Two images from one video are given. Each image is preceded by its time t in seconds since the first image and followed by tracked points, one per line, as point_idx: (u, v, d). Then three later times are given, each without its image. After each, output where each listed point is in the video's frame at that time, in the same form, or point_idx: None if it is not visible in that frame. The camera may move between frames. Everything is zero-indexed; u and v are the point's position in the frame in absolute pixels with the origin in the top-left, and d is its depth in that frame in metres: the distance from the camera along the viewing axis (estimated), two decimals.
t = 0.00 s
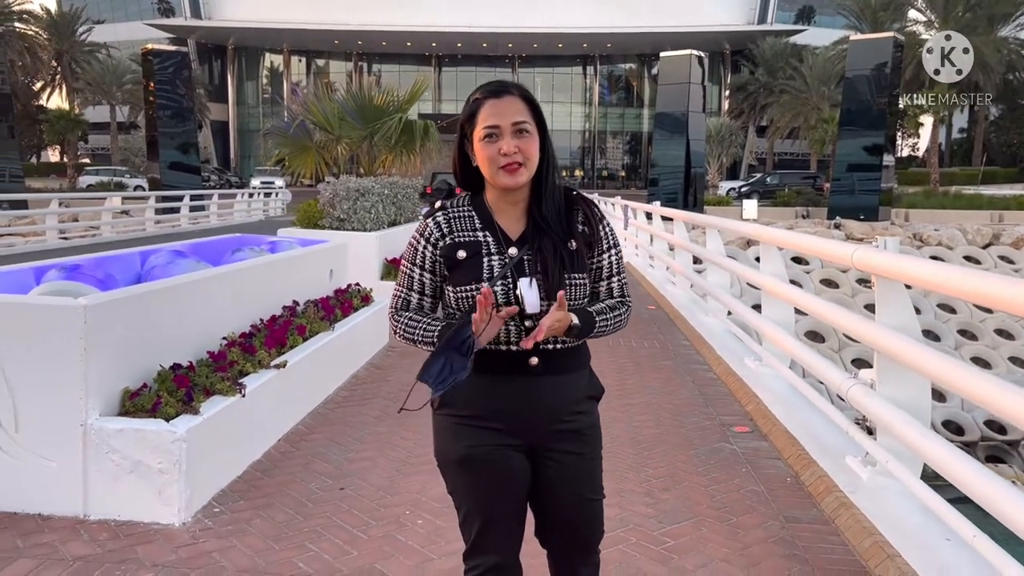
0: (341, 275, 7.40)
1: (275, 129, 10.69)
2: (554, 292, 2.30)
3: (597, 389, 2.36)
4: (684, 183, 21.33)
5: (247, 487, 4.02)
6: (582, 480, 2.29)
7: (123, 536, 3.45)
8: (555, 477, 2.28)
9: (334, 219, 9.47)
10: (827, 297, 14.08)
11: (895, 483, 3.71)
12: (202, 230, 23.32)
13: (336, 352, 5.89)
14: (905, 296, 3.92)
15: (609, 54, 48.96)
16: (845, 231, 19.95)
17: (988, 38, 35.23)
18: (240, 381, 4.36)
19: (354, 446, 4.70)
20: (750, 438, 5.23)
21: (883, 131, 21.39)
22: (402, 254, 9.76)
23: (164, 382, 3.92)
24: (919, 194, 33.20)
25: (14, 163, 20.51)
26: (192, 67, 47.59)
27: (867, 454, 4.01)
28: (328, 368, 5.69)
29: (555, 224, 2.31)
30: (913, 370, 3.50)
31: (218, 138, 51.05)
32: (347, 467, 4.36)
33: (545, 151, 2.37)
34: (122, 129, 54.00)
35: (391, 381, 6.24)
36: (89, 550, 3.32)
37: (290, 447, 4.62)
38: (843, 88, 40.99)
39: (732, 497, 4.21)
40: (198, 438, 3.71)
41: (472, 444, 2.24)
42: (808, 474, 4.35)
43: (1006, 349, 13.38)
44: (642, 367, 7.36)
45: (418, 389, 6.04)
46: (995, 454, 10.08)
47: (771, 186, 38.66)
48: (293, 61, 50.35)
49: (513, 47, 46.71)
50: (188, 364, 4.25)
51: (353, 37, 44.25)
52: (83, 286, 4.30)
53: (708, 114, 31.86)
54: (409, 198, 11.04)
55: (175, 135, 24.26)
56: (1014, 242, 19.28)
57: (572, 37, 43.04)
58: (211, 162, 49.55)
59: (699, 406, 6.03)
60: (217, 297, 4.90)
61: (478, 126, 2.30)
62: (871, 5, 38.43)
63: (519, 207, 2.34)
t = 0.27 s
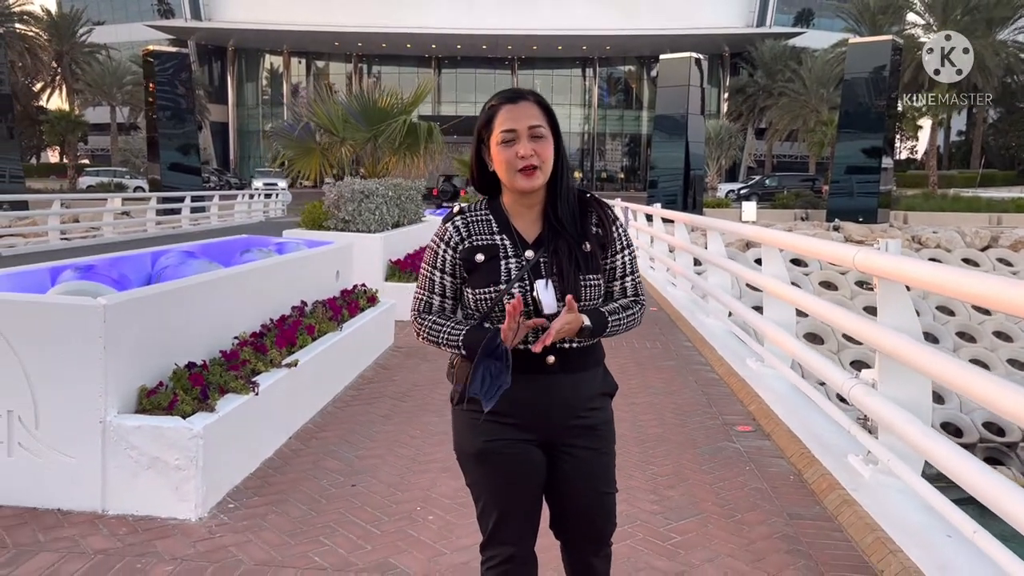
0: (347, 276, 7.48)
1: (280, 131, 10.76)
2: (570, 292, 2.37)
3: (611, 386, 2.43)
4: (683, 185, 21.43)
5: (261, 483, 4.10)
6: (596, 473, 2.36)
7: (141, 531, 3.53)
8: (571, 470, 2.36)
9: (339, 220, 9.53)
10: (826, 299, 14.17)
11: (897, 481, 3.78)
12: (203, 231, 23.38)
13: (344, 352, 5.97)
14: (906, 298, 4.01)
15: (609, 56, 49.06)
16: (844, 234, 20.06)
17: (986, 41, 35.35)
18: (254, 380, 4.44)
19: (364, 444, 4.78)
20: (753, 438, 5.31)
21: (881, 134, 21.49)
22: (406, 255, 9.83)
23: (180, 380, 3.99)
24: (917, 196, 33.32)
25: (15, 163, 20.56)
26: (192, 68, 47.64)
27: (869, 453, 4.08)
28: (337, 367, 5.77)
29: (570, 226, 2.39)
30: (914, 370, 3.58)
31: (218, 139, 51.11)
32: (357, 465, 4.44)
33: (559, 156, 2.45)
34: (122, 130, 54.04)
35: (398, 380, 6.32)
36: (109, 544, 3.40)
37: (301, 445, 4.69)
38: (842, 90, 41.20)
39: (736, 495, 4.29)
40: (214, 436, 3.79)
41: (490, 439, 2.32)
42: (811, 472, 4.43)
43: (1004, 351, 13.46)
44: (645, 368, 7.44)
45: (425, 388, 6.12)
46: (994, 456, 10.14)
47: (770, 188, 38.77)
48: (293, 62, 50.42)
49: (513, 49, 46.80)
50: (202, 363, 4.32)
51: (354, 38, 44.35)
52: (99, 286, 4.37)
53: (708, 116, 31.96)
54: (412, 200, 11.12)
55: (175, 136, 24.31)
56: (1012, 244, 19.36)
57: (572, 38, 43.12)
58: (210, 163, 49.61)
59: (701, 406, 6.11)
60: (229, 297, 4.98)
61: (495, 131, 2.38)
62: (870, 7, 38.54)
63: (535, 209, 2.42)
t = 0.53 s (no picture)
0: (350, 278, 7.56)
1: (282, 133, 10.84)
2: (578, 296, 2.45)
3: (617, 386, 2.51)
4: (681, 188, 21.50)
5: (269, 482, 4.17)
6: (602, 470, 2.44)
7: (154, 528, 3.60)
8: (579, 467, 2.43)
9: (341, 223, 9.61)
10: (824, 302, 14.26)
11: (894, 480, 3.86)
12: (202, 233, 23.44)
13: (349, 353, 6.05)
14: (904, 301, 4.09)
15: (607, 59, 49.12)
16: (842, 237, 20.17)
17: (982, 45, 35.44)
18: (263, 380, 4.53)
19: (370, 444, 4.86)
20: (752, 438, 5.39)
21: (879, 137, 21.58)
22: (407, 258, 9.91)
23: (190, 380, 4.07)
24: (914, 200, 33.45)
25: (14, 165, 20.62)
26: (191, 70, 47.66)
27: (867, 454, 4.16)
28: (342, 368, 5.86)
29: (578, 231, 2.47)
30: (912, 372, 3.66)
31: (216, 141, 51.17)
32: (363, 464, 4.52)
33: (567, 163, 2.53)
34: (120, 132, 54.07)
35: (401, 381, 6.40)
36: (123, 540, 3.47)
37: (308, 445, 4.77)
38: (839, 94, 41.45)
39: (736, 494, 4.37)
40: (224, 435, 3.86)
41: (500, 436, 2.40)
42: (809, 472, 4.51)
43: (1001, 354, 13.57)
44: (645, 370, 7.52)
45: (428, 389, 6.20)
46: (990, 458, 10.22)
47: (767, 191, 38.87)
48: (291, 64, 50.45)
49: (512, 52, 46.88)
50: (211, 363, 4.40)
51: (352, 40, 44.38)
52: (109, 287, 4.43)
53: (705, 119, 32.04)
54: (413, 202, 11.20)
55: (174, 137, 24.38)
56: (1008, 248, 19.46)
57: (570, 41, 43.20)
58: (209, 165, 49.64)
59: (701, 407, 6.19)
60: (236, 299, 5.06)
61: (507, 140, 2.46)
62: (868, 12, 38.62)
63: (546, 215, 2.49)
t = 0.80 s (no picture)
0: (350, 279, 7.63)
1: (282, 135, 10.91)
2: (576, 298, 2.51)
3: (614, 386, 2.58)
4: (679, 191, 21.56)
5: (272, 480, 4.23)
6: (599, 467, 2.51)
7: (158, 525, 3.66)
8: (577, 465, 2.50)
9: (340, 225, 9.67)
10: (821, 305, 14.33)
11: (887, 480, 3.93)
12: (201, 234, 23.48)
13: (349, 354, 6.12)
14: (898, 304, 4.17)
15: (605, 61, 49.22)
16: (839, 240, 20.26)
17: (980, 49, 35.58)
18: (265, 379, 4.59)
19: (370, 443, 4.92)
20: (747, 438, 5.46)
21: (876, 141, 21.68)
22: (406, 260, 9.98)
23: (194, 379, 4.13)
24: (911, 203, 33.59)
25: (14, 165, 20.68)
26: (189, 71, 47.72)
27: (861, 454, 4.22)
28: (342, 369, 5.92)
29: (578, 235, 2.53)
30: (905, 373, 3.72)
31: (214, 142, 51.23)
32: (364, 463, 4.58)
33: (568, 169, 2.59)
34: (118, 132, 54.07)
35: (401, 382, 6.47)
36: (128, 537, 3.53)
37: (309, 444, 4.83)
38: (837, 97, 41.64)
39: (731, 493, 4.44)
40: (228, 434, 3.93)
41: (501, 432, 2.46)
42: (803, 472, 4.58)
43: (996, 357, 13.65)
44: (642, 371, 7.58)
45: (428, 389, 6.26)
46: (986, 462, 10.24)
47: (765, 194, 38.97)
48: (290, 66, 50.48)
49: (510, 54, 46.97)
50: (214, 363, 4.46)
51: (352, 42, 44.46)
52: (113, 288, 4.49)
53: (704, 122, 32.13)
54: (412, 204, 11.26)
55: (173, 139, 24.42)
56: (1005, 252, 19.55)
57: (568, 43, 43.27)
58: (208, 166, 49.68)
59: (698, 408, 6.26)
60: (239, 300, 5.11)
61: (508, 148, 2.53)
62: (865, 15, 38.72)
63: (546, 219, 2.56)
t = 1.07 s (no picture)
0: (349, 280, 7.69)
1: (282, 136, 10.98)
2: (568, 301, 2.57)
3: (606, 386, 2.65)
4: (677, 192, 21.61)
5: (271, 478, 4.30)
6: (588, 464, 2.57)
7: (159, 522, 3.72)
8: (567, 462, 2.56)
9: (339, 226, 9.73)
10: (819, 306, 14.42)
11: (878, 480, 3.99)
12: (199, 235, 23.52)
13: (347, 354, 6.19)
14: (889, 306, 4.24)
15: (603, 62, 49.31)
16: (836, 241, 20.35)
17: (977, 50, 35.72)
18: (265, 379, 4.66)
19: (368, 443, 4.99)
20: (741, 438, 5.53)
21: (873, 142, 21.77)
22: (404, 260, 10.05)
23: (195, 379, 4.18)
24: (908, 204, 33.75)
25: (12, 165, 20.71)
26: (188, 72, 47.76)
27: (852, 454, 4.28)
28: (341, 368, 5.98)
29: (571, 240, 2.59)
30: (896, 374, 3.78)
31: (213, 143, 51.27)
32: (362, 461, 4.64)
33: (562, 174, 2.64)
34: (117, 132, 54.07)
35: (399, 382, 6.53)
36: (130, 533, 3.59)
37: (308, 442, 4.89)
38: (834, 99, 41.80)
39: (724, 491, 4.50)
40: (228, 433, 3.99)
41: (494, 429, 2.52)
42: (795, 471, 4.65)
43: (992, 358, 13.74)
44: (637, 371, 7.65)
45: (425, 389, 6.33)
46: (982, 462, 10.34)
47: (763, 195, 39.05)
48: (289, 66, 50.50)
49: (509, 55, 47.04)
50: (215, 363, 4.52)
51: (352, 43, 44.55)
52: (114, 290, 4.54)
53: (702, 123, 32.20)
54: (411, 205, 11.32)
55: (172, 139, 24.46)
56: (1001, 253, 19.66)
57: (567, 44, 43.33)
58: (206, 166, 49.72)
59: (693, 408, 6.32)
60: (239, 301, 5.17)
61: (505, 154, 2.58)
62: (863, 17, 38.81)
63: (540, 224, 2.61)
